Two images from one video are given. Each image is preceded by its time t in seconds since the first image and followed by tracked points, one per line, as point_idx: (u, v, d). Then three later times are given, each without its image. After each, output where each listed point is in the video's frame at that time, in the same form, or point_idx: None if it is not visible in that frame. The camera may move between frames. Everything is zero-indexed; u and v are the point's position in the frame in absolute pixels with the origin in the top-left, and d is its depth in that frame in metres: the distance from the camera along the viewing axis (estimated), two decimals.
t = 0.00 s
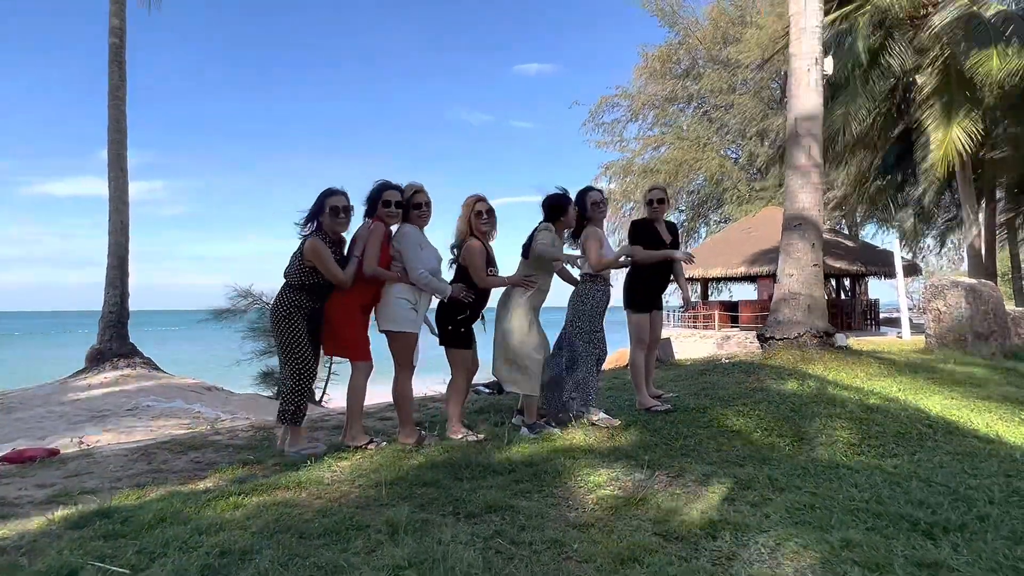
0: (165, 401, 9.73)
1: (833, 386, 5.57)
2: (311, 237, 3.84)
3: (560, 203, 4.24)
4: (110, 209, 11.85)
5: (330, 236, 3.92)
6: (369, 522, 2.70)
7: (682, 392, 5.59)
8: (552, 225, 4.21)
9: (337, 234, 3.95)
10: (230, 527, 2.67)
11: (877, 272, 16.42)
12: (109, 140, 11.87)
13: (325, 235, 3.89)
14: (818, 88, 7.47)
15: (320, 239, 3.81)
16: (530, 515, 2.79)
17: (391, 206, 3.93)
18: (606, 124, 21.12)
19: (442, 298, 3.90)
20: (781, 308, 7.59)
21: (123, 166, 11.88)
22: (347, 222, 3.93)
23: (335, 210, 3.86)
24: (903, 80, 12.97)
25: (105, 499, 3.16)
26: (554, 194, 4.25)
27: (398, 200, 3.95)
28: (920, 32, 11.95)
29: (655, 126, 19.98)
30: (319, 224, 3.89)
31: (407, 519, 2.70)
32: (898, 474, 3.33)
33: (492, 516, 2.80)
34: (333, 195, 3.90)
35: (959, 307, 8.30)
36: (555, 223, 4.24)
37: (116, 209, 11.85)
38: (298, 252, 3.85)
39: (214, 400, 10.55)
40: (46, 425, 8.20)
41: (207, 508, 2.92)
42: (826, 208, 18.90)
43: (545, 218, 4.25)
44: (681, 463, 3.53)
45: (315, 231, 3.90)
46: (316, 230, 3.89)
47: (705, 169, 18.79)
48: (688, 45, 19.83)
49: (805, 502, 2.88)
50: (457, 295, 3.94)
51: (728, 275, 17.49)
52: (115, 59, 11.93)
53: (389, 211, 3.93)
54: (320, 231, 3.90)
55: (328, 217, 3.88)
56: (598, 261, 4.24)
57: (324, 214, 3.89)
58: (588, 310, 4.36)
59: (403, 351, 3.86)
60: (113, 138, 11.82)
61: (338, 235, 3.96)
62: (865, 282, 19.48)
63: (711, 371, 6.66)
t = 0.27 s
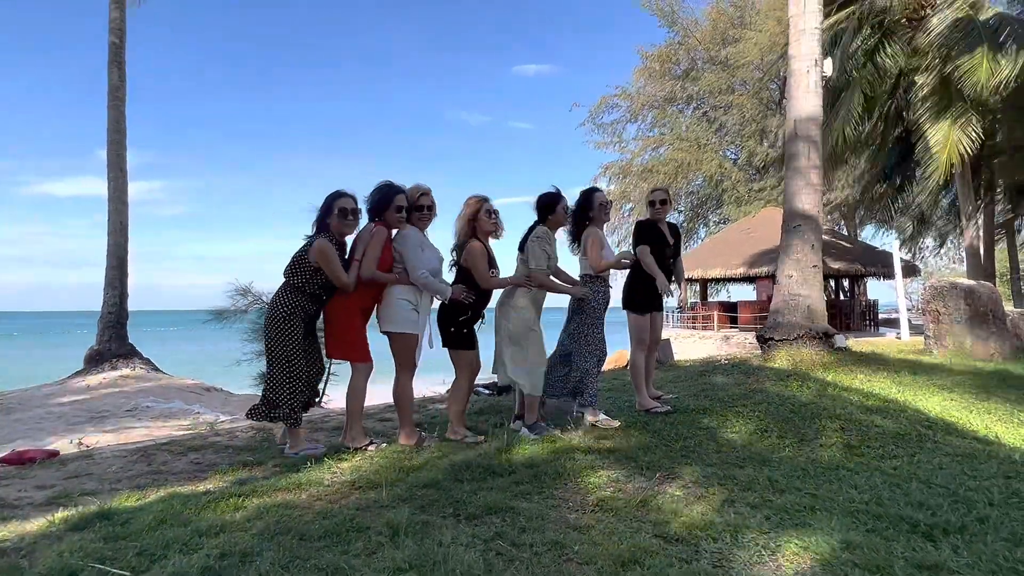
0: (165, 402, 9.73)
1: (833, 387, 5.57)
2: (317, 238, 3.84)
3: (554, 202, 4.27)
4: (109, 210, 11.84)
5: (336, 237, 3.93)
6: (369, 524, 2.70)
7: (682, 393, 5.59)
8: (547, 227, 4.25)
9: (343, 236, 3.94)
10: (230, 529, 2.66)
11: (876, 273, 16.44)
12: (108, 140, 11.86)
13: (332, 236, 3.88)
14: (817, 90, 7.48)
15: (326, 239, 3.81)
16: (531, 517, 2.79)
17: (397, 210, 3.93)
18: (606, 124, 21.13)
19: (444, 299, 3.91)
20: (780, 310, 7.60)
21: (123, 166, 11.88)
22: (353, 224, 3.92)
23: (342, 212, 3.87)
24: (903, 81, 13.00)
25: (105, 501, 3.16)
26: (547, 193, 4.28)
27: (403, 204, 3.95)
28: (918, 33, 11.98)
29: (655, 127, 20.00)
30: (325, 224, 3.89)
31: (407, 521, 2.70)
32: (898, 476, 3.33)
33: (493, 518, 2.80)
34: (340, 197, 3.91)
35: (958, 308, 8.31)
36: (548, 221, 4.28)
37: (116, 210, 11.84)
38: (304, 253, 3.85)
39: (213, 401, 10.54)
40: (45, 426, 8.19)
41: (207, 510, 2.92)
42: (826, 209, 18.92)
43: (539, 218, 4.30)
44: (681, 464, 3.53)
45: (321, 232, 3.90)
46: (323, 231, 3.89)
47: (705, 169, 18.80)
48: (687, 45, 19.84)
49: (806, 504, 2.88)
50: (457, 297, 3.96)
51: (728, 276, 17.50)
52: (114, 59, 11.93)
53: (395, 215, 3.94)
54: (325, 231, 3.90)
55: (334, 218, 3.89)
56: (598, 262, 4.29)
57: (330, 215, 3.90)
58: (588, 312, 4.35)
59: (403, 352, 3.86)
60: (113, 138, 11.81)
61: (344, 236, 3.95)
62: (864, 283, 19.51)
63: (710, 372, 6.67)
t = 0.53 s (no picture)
0: (163, 403, 9.72)
1: (831, 388, 5.58)
2: (319, 237, 3.84)
3: (555, 205, 4.27)
4: (107, 210, 11.82)
5: (338, 236, 3.93)
6: (367, 526, 2.70)
7: (681, 393, 5.60)
8: (550, 227, 4.25)
9: (344, 236, 3.94)
10: (228, 531, 2.66)
11: (874, 274, 16.46)
12: (106, 140, 11.84)
13: (334, 235, 3.88)
14: (816, 91, 7.49)
15: (329, 238, 3.82)
16: (529, 518, 2.79)
17: (398, 211, 3.93)
18: (605, 124, 21.13)
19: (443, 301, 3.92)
20: (779, 311, 7.60)
21: (120, 166, 11.85)
22: (355, 224, 3.93)
23: (344, 212, 3.87)
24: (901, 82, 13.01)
25: (102, 502, 3.15)
26: (548, 195, 4.26)
27: (405, 206, 3.96)
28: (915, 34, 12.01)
29: (653, 128, 20.00)
30: (327, 224, 3.89)
31: (406, 522, 2.69)
32: (896, 476, 3.33)
33: (491, 519, 2.80)
34: (342, 197, 3.91)
35: (957, 309, 8.32)
36: (548, 221, 4.28)
37: (113, 210, 11.82)
38: (306, 252, 3.85)
39: (211, 402, 10.52)
40: (43, 426, 8.17)
41: (205, 511, 2.92)
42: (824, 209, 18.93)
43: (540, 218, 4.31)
44: (680, 465, 3.53)
45: (323, 231, 3.90)
46: (325, 231, 3.89)
47: (703, 170, 18.81)
48: (686, 46, 19.86)
49: (803, 505, 2.88)
50: (456, 298, 3.95)
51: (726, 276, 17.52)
52: (112, 59, 11.90)
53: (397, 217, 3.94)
54: (327, 231, 3.90)
55: (336, 217, 3.89)
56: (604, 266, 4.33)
57: (332, 215, 3.90)
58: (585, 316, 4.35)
59: (402, 353, 3.86)
60: (111, 138, 11.79)
61: (346, 236, 3.95)
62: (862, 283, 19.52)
63: (709, 372, 6.68)
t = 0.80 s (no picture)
0: (162, 403, 9.72)
1: (831, 388, 5.58)
2: (318, 236, 3.83)
3: (556, 207, 4.29)
4: (107, 210, 11.81)
5: (338, 236, 3.92)
6: (367, 526, 2.69)
7: (680, 393, 5.61)
8: (553, 228, 4.25)
9: (344, 235, 3.94)
10: (227, 531, 2.66)
11: (874, 275, 16.47)
12: (105, 140, 11.83)
13: (334, 235, 3.88)
14: (815, 91, 7.49)
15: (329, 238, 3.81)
16: (529, 518, 2.78)
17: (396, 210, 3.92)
18: (604, 125, 21.14)
19: (441, 301, 3.92)
20: (778, 311, 7.60)
21: (120, 166, 11.86)
22: (354, 224, 3.93)
23: (344, 212, 3.88)
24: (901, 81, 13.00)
25: (102, 502, 3.15)
26: (551, 196, 4.28)
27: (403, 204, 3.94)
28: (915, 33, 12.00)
29: (653, 128, 20.00)
30: (327, 224, 3.88)
31: (405, 523, 2.69)
32: (896, 477, 3.34)
33: (491, 519, 2.80)
34: (342, 197, 3.91)
35: (956, 309, 8.32)
36: (549, 222, 4.30)
37: (113, 210, 11.81)
38: (305, 252, 3.84)
39: (211, 402, 10.52)
40: (42, 427, 8.17)
41: (205, 511, 2.92)
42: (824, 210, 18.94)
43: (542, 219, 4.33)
44: (680, 466, 3.54)
45: (323, 231, 3.89)
46: (324, 231, 3.88)
47: (703, 170, 18.82)
48: (686, 46, 19.87)
49: (803, 506, 2.88)
50: (455, 299, 3.96)
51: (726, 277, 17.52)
52: (112, 59, 11.91)
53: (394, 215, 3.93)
54: (327, 231, 3.89)
55: (337, 217, 3.89)
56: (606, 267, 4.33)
57: (332, 215, 3.89)
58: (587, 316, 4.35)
59: (402, 351, 3.86)
60: (110, 138, 11.79)
61: (345, 235, 3.94)
62: (862, 284, 19.52)
63: (709, 373, 6.68)
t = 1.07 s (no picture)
0: (162, 403, 9.73)
1: (830, 388, 5.58)
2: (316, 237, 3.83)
3: (550, 203, 4.29)
4: (106, 210, 11.81)
5: (337, 238, 3.92)
6: (366, 526, 2.69)
7: (680, 393, 5.61)
8: (547, 225, 4.25)
9: (342, 236, 3.94)
10: (226, 531, 2.66)
11: (874, 275, 16.47)
12: (105, 140, 11.83)
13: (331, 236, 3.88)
14: (814, 90, 7.49)
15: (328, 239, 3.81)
16: (528, 519, 2.79)
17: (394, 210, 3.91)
18: (604, 125, 21.13)
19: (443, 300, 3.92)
20: (778, 311, 7.60)
21: (120, 166, 11.85)
22: (352, 225, 3.93)
23: (342, 213, 3.88)
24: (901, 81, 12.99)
25: (101, 503, 3.15)
26: (545, 193, 4.29)
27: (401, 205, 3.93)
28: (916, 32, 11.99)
29: (653, 128, 19.99)
30: (327, 226, 3.88)
31: (404, 523, 2.69)
32: (895, 477, 3.34)
33: (490, 519, 2.80)
34: (341, 198, 3.91)
35: (956, 309, 8.32)
36: (544, 220, 4.30)
37: (113, 210, 11.81)
38: (303, 253, 3.84)
39: (210, 403, 10.52)
40: (42, 427, 8.17)
41: (204, 511, 2.92)
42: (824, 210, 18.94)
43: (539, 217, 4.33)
44: (679, 466, 3.54)
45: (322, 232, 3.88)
46: (322, 232, 3.88)
47: (703, 170, 18.82)
48: (686, 46, 19.86)
49: (802, 506, 2.88)
50: (457, 298, 3.96)
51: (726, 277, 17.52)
52: (112, 58, 11.90)
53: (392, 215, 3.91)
54: (326, 233, 3.89)
55: (337, 220, 3.88)
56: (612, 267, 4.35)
57: (332, 216, 3.89)
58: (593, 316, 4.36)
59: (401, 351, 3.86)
60: (110, 138, 11.79)
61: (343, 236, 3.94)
62: (861, 284, 19.53)
63: (708, 373, 6.68)
